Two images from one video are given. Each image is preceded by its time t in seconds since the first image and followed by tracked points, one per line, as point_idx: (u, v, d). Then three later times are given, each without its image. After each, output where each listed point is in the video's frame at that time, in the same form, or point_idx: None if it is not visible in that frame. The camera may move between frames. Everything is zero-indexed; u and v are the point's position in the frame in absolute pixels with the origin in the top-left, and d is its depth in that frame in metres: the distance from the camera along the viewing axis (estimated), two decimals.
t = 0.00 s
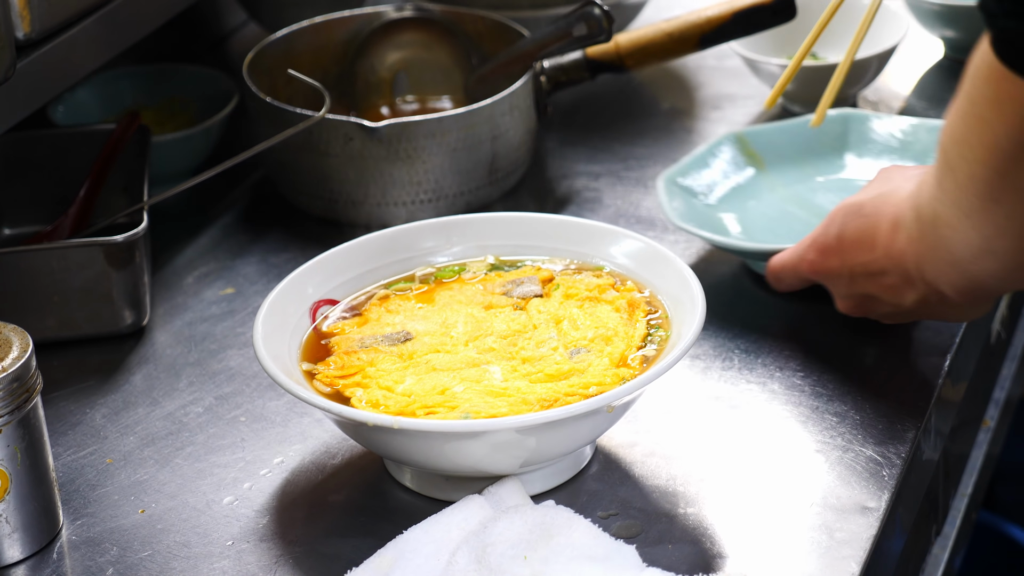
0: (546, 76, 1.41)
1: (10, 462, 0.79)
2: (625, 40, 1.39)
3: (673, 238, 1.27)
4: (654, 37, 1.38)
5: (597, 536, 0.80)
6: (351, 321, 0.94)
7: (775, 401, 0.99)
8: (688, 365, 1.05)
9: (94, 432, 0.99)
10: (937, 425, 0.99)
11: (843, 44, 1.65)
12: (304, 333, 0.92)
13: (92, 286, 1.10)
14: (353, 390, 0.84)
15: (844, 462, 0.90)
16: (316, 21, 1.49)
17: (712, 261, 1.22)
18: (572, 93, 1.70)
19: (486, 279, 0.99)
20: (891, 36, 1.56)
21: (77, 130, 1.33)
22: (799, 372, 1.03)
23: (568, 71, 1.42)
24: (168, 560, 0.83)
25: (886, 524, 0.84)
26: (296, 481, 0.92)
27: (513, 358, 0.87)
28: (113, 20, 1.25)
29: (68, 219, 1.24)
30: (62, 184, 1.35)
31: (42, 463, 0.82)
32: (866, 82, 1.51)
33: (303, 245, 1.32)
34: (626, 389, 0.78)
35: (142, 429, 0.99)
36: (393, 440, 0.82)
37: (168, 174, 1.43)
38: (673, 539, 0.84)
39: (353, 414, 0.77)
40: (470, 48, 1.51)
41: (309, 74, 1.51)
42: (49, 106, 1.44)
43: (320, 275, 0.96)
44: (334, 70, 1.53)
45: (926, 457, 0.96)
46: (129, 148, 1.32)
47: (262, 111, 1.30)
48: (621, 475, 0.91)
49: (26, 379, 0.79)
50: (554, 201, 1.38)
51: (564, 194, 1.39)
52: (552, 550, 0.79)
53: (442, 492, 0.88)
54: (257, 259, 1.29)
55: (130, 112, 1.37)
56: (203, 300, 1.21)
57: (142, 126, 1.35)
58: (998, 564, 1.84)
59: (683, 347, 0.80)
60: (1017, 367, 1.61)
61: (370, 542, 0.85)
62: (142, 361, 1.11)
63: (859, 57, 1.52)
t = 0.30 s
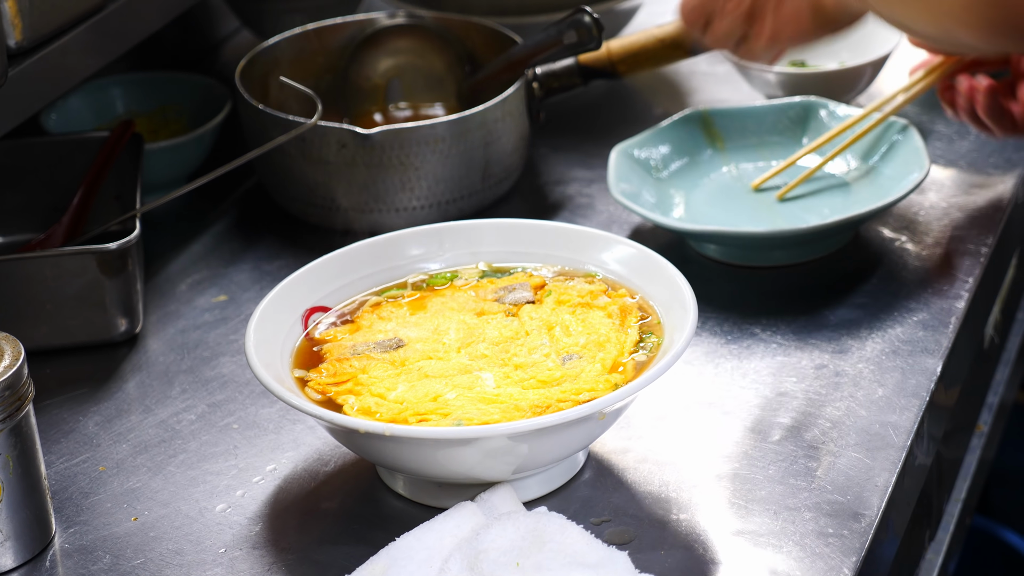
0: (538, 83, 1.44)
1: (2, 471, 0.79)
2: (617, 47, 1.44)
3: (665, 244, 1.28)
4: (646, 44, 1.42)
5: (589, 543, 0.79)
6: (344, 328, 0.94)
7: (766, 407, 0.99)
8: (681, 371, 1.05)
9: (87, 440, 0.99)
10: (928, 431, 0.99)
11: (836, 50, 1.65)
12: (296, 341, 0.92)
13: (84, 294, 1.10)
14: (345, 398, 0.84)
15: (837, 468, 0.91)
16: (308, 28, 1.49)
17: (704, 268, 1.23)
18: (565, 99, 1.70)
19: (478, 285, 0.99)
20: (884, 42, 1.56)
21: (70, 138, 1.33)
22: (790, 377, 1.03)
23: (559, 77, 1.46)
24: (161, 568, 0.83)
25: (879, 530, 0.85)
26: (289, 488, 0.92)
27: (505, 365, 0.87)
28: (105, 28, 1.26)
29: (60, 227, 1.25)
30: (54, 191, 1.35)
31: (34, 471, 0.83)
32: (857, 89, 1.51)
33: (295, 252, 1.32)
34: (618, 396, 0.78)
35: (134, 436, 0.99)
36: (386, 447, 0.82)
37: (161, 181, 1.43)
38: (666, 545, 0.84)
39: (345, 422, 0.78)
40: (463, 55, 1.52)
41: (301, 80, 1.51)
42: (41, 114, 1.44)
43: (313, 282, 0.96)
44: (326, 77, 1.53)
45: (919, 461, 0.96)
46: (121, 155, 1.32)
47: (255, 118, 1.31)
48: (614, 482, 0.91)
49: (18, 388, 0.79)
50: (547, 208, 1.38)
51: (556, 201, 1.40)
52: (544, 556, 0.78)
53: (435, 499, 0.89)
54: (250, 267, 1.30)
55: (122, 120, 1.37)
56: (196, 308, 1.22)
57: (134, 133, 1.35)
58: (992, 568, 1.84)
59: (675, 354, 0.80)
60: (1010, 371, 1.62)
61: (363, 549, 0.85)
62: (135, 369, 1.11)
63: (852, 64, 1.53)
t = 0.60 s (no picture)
0: (526, 81, 1.40)
1: None
2: (604, 42, 1.45)
3: (660, 250, 1.28)
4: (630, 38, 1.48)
5: (586, 549, 0.80)
6: (339, 334, 0.94)
7: (762, 412, 0.99)
8: (676, 377, 1.05)
9: (83, 447, 0.99)
10: (925, 435, 0.99)
11: (829, 55, 1.66)
12: (292, 347, 0.92)
13: (80, 300, 1.10)
14: (341, 404, 0.84)
15: (833, 473, 0.91)
16: (296, 35, 1.50)
17: (699, 273, 1.23)
18: (559, 104, 1.71)
19: (473, 291, 0.99)
20: (877, 47, 1.57)
21: (65, 145, 1.33)
22: (785, 383, 1.03)
23: (548, 76, 1.42)
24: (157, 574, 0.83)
25: (876, 535, 0.85)
26: (285, 495, 0.92)
27: (501, 371, 0.88)
28: (100, 35, 1.26)
29: (55, 233, 1.24)
30: (50, 198, 1.35)
31: (30, 479, 0.83)
32: (851, 94, 1.52)
33: (291, 258, 1.32)
34: (614, 402, 0.78)
35: (130, 443, 0.99)
36: (382, 453, 0.82)
37: (155, 187, 1.43)
38: (663, 551, 0.84)
39: (341, 428, 0.78)
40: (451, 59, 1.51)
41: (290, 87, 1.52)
42: (35, 121, 1.44)
43: (308, 288, 0.96)
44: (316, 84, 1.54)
45: (915, 467, 0.97)
46: (116, 162, 1.32)
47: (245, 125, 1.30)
48: (610, 488, 0.92)
49: (14, 395, 0.80)
50: (542, 213, 1.38)
51: (552, 206, 1.40)
52: (541, 562, 0.79)
53: (431, 505, 0.89)
54: (246, 272, 1.30)
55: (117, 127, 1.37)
56: (191, 314, 1.21)
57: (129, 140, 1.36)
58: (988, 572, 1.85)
59: (671, 360, 0.81)
60: (1005, 376, 1.62)
61: (360, 555, 0.85)
62: (130, 375, 1.10)
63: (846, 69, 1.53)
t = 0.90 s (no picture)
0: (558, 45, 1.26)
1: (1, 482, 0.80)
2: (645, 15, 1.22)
3: (658, 255, 1.28)
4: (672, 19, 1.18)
5: (585, 554, 0.80)
6: (338, 340, 0.95)
7: (761, 418, 1.00)
8: (674, 383, 1.05)
9: (82, 452, 0.99)
10: (924, 441, 1.00)
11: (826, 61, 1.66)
12: (290, 352, 0.92)
13: (79, 306, 1.10)
14: (341, 410, 0.85)
15: (832, 479, 0.91)
16: None
17: (697, 278, 1.23)
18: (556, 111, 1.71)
19: (472, 296, 1.00)
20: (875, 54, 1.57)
21: (64, 152, 1.34)
22: (783, 389, 1.03)
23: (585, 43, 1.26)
24: None
25: (875, 541, 0.85)
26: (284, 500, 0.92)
27: (500, 376, 0.87)
28: (100, 41, 1.26)
29: (54, 240, 1.25)
30: (49, 204, 1.35)
31: (31, 483, 0.84)
32: (848, 101, 1.52)
33: (290, 264, 1.32)
34: (614, 408, 0.79)
35: (130, 448, 0.99)
36: (382, 458, 0.82)
37: (154, 193, 1.43)
38: (662, 556, 0.84)
39: (341, 435, 0.78)
40: None
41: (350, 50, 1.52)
42: (34, 128, 1.44)
43: (307, 294, 0.96)
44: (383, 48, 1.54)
45: (914, 473, 0.97)
46: (115, 169, 1.33)
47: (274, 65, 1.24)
48: (609, 493, 0.92)
49: (16, 400, 0.81)
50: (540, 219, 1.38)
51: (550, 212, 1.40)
52: (540, 567, 0.79)
53: (430, 511, 0.89)
54: (245, 278, 1.30)
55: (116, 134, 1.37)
56: (189, 320, 1.21)
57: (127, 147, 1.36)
58: None
59: (670, 365, 0.81)
60: (1003, 383, 1.62)
61: (358, 560, 0.86)
62: (130, 381, 1.10)
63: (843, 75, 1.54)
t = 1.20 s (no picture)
0: None
1: (6, 488, 0.82)
2: None
3: (659, 260, 1.28)
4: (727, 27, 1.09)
5: (587, 559, 0.80)
6: (340, 346, 0.95)
7: (762, 423, 1.00)
8: (675, 389, 1.06)
9: (85, 458, 0.99)
10: (925, 448, 1.00)
11: (826, 68, 1.67)
12: (293, 358, 0.93)
13: (82, 313, 1.10)
14: (343, 416, 0.85)
15: (834, 484, 0.91)
16: None
17: (697, 283, 1.24)
18: (556, 117, 1.71)
19: (472, 301, 1.00)
20: (875, 60, 1.58)
21: (66, 159, 1.34)
22: (785, 394, 1.04)
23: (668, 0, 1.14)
24: None
25: (877, 547, 0.85)
26: (286, 506, 0.92)
27: (502, 382, 0.87)
28: (104, 49, 1.27)
29: (57, 246, 1.25)
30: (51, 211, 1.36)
31: (36, 488, 0.85)
32: (847, 107, 1.53)
33: (292, 270, 1.32)
34: (616, 414, 0.79)
35: (133, 454, 1.00)
36: (385, 463, 0.83)
37: (155, 200, 1.43)
38: (663, 562, 0.85)
39: (344, 439, 0.79)
40: None
41: None
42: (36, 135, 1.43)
43: (308, 300, 0.97)
44: None
45: (915, 480, 0.97)
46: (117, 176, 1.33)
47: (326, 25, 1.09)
48: (610, 499, 0.92)
49: (20, 406, 0.82)
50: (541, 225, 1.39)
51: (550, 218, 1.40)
52: (542, 573, 0.79)
53: (431, 516, 0.89)
54: (247, 284, 1.30)
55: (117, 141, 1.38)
56: (191, 326, 1.22)
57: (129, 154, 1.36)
58: None
59: (673, 370, 0.81)
60: (1003, 390, 1.63)
61: (361, 565, 0.86)
62: (132, 387, 1.11)
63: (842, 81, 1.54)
